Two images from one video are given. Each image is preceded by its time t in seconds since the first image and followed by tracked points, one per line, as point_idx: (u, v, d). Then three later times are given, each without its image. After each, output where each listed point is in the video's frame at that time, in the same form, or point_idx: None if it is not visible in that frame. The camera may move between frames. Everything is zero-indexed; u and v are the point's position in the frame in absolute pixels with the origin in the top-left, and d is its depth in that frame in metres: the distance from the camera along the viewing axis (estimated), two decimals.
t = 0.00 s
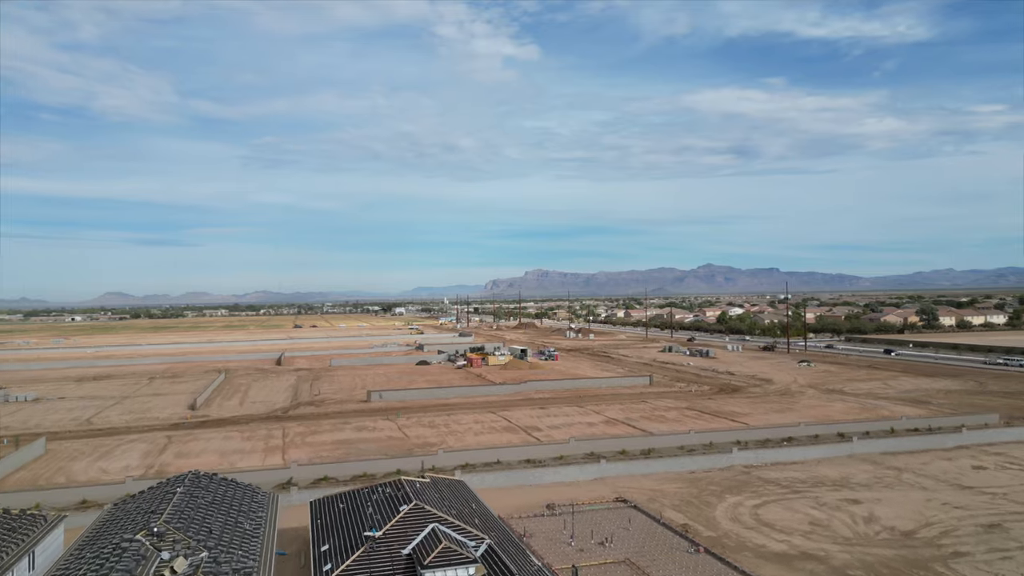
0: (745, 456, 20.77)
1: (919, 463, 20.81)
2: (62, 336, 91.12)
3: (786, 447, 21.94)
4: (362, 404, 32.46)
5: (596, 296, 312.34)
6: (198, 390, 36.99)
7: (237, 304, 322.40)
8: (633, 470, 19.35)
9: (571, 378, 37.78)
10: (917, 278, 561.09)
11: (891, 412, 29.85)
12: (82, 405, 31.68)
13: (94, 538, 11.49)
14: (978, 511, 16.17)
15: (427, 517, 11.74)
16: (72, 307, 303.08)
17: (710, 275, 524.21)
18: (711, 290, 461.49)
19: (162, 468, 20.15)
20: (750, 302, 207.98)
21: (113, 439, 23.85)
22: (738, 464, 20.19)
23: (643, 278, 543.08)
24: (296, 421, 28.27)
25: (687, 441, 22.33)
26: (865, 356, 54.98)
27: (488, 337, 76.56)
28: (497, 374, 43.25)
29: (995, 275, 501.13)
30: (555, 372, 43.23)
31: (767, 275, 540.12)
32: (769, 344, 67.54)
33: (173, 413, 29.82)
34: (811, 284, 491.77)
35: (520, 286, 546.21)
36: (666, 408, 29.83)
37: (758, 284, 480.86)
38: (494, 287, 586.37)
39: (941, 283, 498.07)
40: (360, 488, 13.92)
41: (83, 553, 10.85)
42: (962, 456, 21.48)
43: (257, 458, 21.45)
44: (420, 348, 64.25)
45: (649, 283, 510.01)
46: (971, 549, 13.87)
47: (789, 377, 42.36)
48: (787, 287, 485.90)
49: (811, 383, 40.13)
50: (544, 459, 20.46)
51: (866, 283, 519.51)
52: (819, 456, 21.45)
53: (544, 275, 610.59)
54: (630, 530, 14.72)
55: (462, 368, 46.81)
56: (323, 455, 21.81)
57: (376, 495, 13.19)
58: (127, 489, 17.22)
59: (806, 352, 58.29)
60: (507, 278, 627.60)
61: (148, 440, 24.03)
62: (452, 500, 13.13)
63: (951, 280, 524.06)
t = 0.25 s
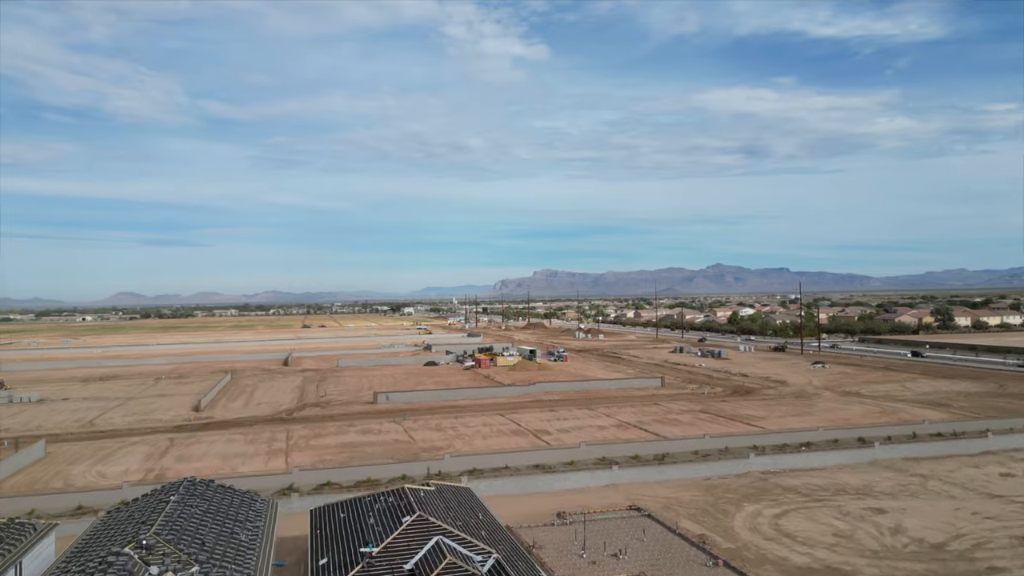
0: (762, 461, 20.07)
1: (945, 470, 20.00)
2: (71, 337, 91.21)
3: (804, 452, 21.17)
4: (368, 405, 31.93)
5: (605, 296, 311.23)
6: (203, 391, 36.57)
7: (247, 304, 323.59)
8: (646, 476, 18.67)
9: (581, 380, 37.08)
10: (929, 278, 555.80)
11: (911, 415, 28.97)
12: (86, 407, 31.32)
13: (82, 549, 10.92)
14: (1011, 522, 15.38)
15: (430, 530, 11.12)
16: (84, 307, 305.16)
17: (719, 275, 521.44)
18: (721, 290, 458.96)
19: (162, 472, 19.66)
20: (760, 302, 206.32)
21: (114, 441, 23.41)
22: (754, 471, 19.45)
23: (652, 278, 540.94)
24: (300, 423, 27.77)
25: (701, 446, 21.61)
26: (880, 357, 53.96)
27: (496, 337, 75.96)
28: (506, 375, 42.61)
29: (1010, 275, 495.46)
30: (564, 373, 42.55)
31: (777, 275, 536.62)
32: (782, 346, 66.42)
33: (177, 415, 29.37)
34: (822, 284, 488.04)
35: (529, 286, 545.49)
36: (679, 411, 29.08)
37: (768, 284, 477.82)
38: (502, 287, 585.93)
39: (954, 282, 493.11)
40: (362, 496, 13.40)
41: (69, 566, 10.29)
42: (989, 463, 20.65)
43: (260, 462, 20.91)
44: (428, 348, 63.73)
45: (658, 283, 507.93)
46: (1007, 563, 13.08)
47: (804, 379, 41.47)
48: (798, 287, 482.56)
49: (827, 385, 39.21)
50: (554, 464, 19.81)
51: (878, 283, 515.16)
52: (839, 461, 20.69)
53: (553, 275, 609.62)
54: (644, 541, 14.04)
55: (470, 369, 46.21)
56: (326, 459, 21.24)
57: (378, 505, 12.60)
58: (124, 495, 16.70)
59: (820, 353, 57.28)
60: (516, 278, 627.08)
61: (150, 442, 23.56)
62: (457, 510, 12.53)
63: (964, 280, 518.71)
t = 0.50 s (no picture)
0: (779, 466, 19.41)
1: (969, 476, 19.27)
2: (79, 337, 91.25)
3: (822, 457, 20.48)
4: (373, 407, 31.45)
5: (613, 296, 310.19)
6: (207, 392, 36.17)
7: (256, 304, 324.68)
8: (658, 482, 18.05)
9: (590, 381, 36.45)
10: (941, 278, 551.06)
11: (930, 419, 28.21)
12: (89, 407, 30.97)
13: (69, 561, 10.41)
14: None
15: (433, 542, 10.58)
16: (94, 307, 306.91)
17: (728, 275, 519.03)
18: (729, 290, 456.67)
19: (162, 476, 19.21)
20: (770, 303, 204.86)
21: (115, 444, 22.98)
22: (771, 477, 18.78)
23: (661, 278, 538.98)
24: (304, 425, 27.30)
25: (715, 451, 20.95)
26: (894, 359, 53.07)
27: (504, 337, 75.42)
28: (513, 376, 42.05)
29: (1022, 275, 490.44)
30: (573, 374, 41.92)
31: (787, 275, 533.51)
32: (793, 346, 65.57)
33: (180, 417, 28.98)
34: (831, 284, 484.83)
35: (537, 286, 544.65)
36: (691, 413, 28.40)
37: (777, 284, 475.19)
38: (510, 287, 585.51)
39: (965, 282, 488.69)
40: (364, 504, 12.91)
41: None
42: (1014, 469, 19.91)
43: (262, 466, 20.42)
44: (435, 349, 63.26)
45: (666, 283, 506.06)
46: None
47: (817, 380, 40.69)
48: (807, 287, 479.69)
49: (842, 386, 38.41)
50: (564, 469, 19.24)
51: (888, 283, 511.33)
52: (859, 467, 20.00)
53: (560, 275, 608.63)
54: (658, 552, 13.45)
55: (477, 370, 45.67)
56: (330, 462, 20.73)
57: (380, 514, 12.08)
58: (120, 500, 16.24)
59: (832, 354, 56.42)
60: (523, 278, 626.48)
61: (151, 445, 23.13)
62: (462, 520, 12.00)
63: (976, 280, 513.86)
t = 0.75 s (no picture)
0: (798, 473, 18.67)
1: (998, 485, 18.44)
2: (89, 337, 91.32)
3: (843, 464, 19.69)
4: (380, 409, 30.91)
5: (622, 296, 309.01)
6: (212, 393, 35.76)
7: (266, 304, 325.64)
8: (672, 489, 17.38)
9: (600, 383, 35.78)
10: (953, 278, 545.52)
11: (953, 423, 27.28)
12: (92, 409, 30.62)
13: None
14: None
15: (435, 556, 9.97)
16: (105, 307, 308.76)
17: (739, 275, 516.05)
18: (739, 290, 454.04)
19: (161, 480, 18.68)
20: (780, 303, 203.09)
21: (117, 447, 22.58)
22: (790, 485, 18.03)
23: (670, 278, 536.55)
24: (309, 427, 26.78)
25: (731, 456, 20.23)
26: (911, 360, 52.03)
27: (513, 338, 74.77)
28: (522, 377, 41.42)
29: None
30: (583, 376, 41.23)
31: (798, 275, 529.74)
32: (807, 347, 64.53)
33: (184, 418, 28.50)
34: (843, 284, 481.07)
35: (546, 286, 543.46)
36: (704, 417, 27.64)
37: (788, 284, 471.86)
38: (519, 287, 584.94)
39: (979, 282, 483.42)
40: (365, 514, 12.31)
41: None
42: None
43: (264, 470, 19.88)
44: (444, 349, 62.71)
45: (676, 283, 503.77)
46: None
47: (833, 382, 39.79)
48: (818, 287, 476.06)
49: (859, 389, 37.47)
50: (574, 475, 18.58)
51: (900, 284, 506.78)
52: (881, 474, 19.23)
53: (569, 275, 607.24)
54: (674, 565, 12.78)
55: (486, 371, 45.04)
56: (334, 467, 20.14)
57: (381, 526, 11.49)
58: (116, 507, 15.73)
59: (847, 355, 55.35)
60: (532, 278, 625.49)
61: (152, 448, 22.67)
62: (468, 531, 11.38)
63: (990, 280, 508.26)
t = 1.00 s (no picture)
0: (816, 479, 18.02)
1: None
2: (97, 336, 91.24)
3: (863, 470, 19.01)
4: (385, 410, 30.44)
5: (630, 296, 307.83)
6: (217, 394, 35.37)
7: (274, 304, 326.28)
8: (686, 495, 16.78)
9: (609, 384, 35.16)
10: (965, 277, 540.50)
11: (974, 426, 26.51)
12: (95, 409, 30.30)
13: None
14: None
15: (440, 571, 9.43)
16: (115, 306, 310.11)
17: (747, 275, 513.26)
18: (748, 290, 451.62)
19: (160, 484, 18.23)
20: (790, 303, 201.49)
21: (118, 449, 22.18)
22: (808, 492, 17.38)
23: (679, 278, 534.28)
24: (313, 429, 26.32)
25: (746, 461, 19.59)
26: (926, 361, 51.12)
27: (520, 338, 74.17)
28: (530, 378, 40.85)
29: None
30: (591, 376, 40.61)
31: (807, 275, 526.42)
32: (818, 348, 63.63)
33: (186, 420, 28.08)
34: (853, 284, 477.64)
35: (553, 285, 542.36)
36: (717, 419, 26.98)
37: (797, 284, 468.92)
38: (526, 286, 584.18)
39: (991, 282, 478.61)
40: (365, 523, 11.76)
41: None
42: None
43: (265, 474, 19.41)
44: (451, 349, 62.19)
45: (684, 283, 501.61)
46: None
47: (847, 384, 39.02)
48: (828, 287, 472.83)
49: (874, 391, 36.65)
50: (584, 480, 18.00)
51: (911, 283, 502.75)
52: (903, 480, 18.54)
53: (577, 275, 605.84)
54: None
55: (493, 371, 44.50)
56: (337, 471, 19.63)
57: (383, 537, 10.94)
58: (112, 512, 15.27)
59: (860, 356, 54.47)
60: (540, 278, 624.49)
61: (154, 450, 22.27)
62: (472, 542, 10.85)
63: (1002, 279, 503.34)
